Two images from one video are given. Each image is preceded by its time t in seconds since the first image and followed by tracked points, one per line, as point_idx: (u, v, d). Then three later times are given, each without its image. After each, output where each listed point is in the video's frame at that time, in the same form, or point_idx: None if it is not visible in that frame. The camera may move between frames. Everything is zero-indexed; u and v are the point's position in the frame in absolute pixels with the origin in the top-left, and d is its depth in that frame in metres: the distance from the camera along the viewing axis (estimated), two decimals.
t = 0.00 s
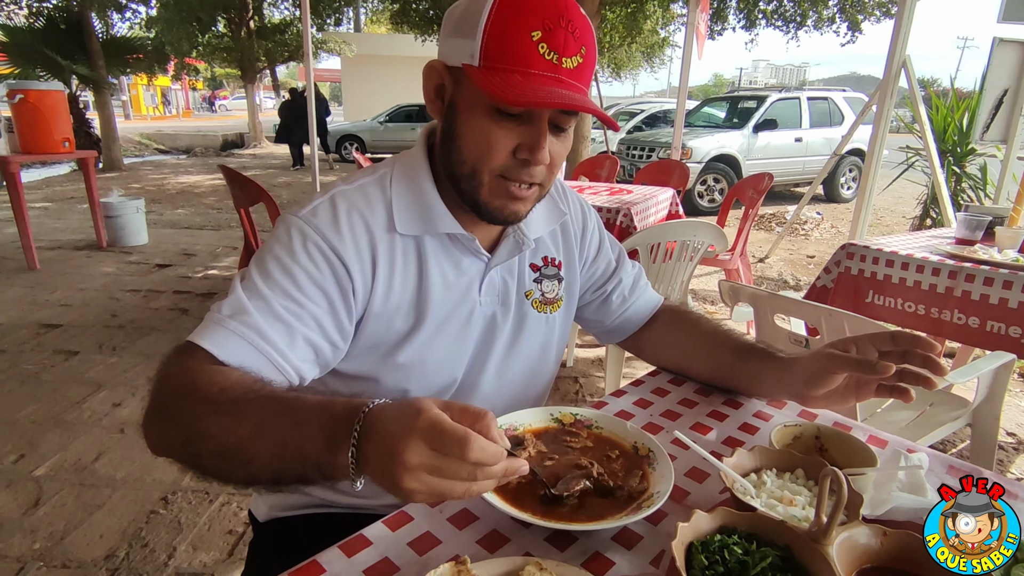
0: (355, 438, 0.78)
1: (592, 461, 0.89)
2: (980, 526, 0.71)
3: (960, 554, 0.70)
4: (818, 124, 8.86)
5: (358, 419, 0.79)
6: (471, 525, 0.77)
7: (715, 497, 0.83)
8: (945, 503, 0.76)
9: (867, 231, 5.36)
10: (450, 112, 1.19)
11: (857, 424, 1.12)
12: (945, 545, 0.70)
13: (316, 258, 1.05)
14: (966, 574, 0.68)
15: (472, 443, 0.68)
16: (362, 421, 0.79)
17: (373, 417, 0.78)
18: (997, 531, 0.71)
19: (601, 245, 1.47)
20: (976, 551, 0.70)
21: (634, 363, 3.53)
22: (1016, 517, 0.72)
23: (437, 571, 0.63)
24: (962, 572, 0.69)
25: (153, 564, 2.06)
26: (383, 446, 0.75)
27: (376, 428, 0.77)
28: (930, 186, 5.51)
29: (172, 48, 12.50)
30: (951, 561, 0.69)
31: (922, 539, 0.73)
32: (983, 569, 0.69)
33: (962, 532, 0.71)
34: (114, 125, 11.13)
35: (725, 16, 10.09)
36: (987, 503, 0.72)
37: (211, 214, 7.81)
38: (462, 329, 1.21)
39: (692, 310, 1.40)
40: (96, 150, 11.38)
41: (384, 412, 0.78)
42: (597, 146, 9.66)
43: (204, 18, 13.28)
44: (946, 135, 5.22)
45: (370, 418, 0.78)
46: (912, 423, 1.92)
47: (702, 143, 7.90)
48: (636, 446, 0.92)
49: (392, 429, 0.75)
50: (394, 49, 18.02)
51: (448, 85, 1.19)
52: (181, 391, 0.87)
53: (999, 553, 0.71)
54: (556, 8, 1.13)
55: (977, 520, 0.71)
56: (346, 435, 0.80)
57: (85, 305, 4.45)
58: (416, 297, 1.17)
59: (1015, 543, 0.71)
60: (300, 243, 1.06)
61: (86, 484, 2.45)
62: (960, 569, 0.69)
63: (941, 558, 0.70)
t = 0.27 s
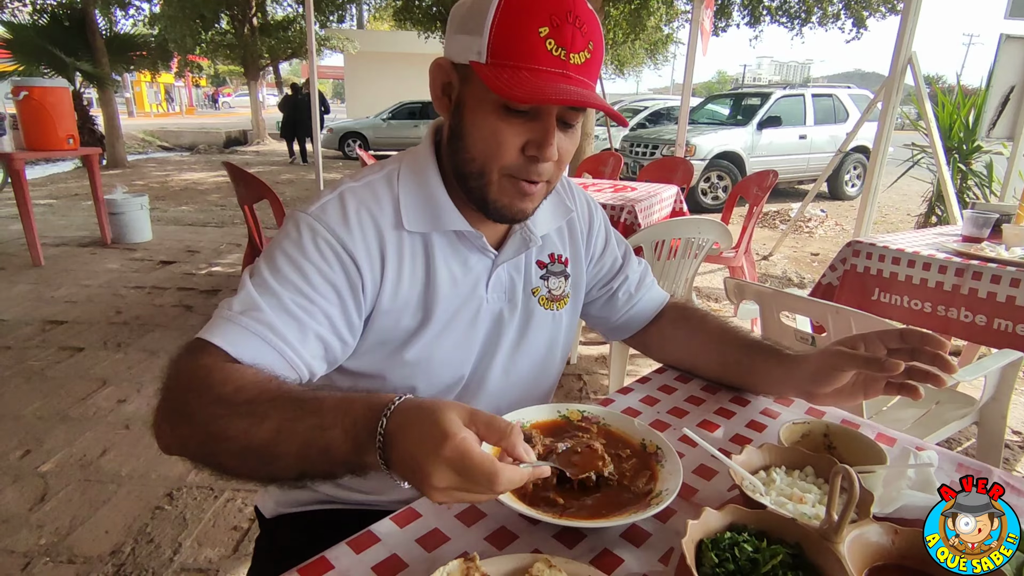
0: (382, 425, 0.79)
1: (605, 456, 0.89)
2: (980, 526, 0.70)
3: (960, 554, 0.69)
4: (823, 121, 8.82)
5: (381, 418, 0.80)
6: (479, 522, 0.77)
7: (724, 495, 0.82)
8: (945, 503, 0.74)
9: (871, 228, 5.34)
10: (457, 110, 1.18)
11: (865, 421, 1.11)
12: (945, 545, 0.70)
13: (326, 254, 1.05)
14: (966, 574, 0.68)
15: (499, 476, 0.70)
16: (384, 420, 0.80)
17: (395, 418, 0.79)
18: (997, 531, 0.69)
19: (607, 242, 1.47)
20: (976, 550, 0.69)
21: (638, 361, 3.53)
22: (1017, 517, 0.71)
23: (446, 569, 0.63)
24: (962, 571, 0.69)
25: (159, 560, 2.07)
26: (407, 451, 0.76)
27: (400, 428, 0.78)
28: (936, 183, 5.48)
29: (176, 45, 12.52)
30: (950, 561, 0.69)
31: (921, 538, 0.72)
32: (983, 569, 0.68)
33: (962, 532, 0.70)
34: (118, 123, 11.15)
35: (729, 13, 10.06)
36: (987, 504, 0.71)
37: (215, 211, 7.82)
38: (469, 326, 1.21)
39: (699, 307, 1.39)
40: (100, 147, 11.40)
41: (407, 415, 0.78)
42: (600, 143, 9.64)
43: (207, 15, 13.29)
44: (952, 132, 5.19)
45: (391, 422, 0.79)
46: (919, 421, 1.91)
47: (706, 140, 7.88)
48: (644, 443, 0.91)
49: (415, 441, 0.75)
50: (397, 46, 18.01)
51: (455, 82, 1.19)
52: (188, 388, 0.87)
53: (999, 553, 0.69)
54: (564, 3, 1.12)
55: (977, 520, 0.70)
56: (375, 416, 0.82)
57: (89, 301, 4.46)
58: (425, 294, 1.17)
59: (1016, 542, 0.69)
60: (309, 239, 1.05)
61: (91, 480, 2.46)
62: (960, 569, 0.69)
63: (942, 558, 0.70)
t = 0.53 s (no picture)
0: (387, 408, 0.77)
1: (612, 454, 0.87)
2: (979, 526, 0.68)
3: (960, 554, 0.68)
4: (828, 117, 8.77)
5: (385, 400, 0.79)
6: (481, 520, 0.75)
7: (731, 493, 0.81)
8: (944, 502, 0.72)
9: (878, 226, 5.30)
10: (461, 99, 1.17)
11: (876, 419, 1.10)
12: (946, 545, 0.68)
13: (329, 246, 1.04)
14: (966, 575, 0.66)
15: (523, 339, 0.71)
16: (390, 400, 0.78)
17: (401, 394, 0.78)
18: (998, 532, 0.68)
19: (611, 237, 1.45)
20: (976, 551, 0.67)
21: (642, 358, 3.51)
22: (1017, 517, 0.69)
23: (446, 568, 0.62)
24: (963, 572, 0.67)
25: (162, 555, 2.06)
26: (426, 397, 0.75)
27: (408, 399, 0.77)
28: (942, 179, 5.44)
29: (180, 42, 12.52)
30: (951, 561, 0.68)
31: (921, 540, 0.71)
32: (983, 570, 0.66)
33: (962, 532, 0.68)
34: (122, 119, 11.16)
35: (735, 9, 9.99)
36: (987, 504, 0.69)
37: (219, 207, 7.82)
38: (472, 322, 1.19)
39: (704, 303, 1.37)
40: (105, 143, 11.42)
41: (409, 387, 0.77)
42: (604, 139, 9.60)
43: (211, 12, 13.29)
44: (959, 129, 5.15)
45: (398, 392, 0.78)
46: (926, 419, 1.88)
47: (711, 136, 7.84)
48: (649, 441, 0.90)
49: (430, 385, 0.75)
50: (401, 43, 17.97)
51: (458, 72, 1.18)
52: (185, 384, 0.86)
53: (998, 553, 0.67)
54: None
55: (977, 520, 0.69)
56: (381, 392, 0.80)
57: (93, 297, 4.47)
58: (427, 288, 1.16)
59: (1015, 543, 0.67)
60: (312, 231, 1.04)
61: (95, 476, 2.46)
62: (960, 569, 0.67)
63: (942, 558, 0.68)
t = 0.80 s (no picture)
0: (407, 433, 0.74)
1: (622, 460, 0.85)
2: (980, 526, 0.68)
3: (961, 555, 0.67)
4: (834, 115, 8.70)
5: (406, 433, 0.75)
6: (482, 523, 0.73)
7: (739, 496, 0.79)
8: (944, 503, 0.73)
9: (884, 224, 5.26)
10: (461, 90, 1.14)
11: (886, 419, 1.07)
12: (945, 545, 0.68)
13: (331, 242, 1.02)
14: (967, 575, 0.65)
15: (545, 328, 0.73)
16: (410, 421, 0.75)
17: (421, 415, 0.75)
18: (998, 531, 0.68)
19: (615, 233, 1.43)
20: (976, 551, 0.67)
21: (647, 356, 3.49)
22: (1017, 518, 0.69)
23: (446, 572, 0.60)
24: (963, 572, 0.66)
25: (162, 553, 2.05)
26: (451, 409, 0.73)
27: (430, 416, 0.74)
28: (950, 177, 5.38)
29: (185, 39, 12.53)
30: (951, 561, 0.67)
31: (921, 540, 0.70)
32: (984, 570, 0.65)
33: (962, 531, 0.68)
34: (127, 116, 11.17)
35: (740, 6, 9.93)
36: (987, 503, 0.70)
37: (223, 204, 7.82)
38: (474, 320, 1.17)
39: (710, 300, 1.35)
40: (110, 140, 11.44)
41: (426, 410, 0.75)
42: (609, 137, 9.56)
43: (216, 9, 13.29)
44: (968, 126, 5.09)
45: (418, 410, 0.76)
46: (936, 420, 1.85)
47: (716, 133, 7.79)
48: (654, 442, 0.87)
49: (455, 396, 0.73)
50: (405, 40, 17.94)
51: (457, 62, 1.15)
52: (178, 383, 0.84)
53: (999, 553, 0.66)
54: None
55: (977, 520, 0.69)
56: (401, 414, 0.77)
57: (97, 293, 4.46)
58: (429, 286, 1.14)
59: (1016, 543, 0.67)
60: (313, 228, 1.02)
61: (96, 472, 2.45)
62: (960, 569, 0.66)
63: (942, 558, 0.67)
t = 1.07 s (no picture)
0: (377, 459, 0.73)
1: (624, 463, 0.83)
2: (980, 526, 0.66)
3: (961, 554, 0.67)
4: (841, 114, 8.65)
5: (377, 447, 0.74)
6: (485, 529, 0.72)
7: (749, 503, 0.77)
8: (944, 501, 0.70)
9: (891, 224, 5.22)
10: (467, 88, 1.12)
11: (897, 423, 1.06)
12: (945, 545, 0.67)
13: (326, 242, 1.00)
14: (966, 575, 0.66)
15: (519, 425, 0.66)
16: (379, 450, 0.73)
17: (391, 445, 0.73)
18: (997, 532, 0.66)
19: (622, 233, 1.41)
20: (975, 550, 0.66)
21: (651, 356, 3.47)
22: (1017, 517, 0.67)
23: None
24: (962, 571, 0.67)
25: (163, 553, 2.04)
26: (411, 463, 0.70)
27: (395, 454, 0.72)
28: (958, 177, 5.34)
29: (190, 37, 12.55)
30: (951, 561, 0.67)
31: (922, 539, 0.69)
32: (983, 569, 0.66)
33: (962, 532, 0.66)
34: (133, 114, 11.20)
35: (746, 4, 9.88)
36: (988, 503, 0.66)
37: (227, 203, 7.83)
38: (476, 320, 1.15)
39: (718, 301, 1.33)
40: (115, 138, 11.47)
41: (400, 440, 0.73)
42: (613, 136, 9.53)
43: (222, 7, 13.31)
44: (976, 126, 5.05)
45: (388, 443, 0.73)
46: (945, 422, 1.83)
47: (722, 133, 7.75)
48: (662, 446, 0.85)
49: (418, 448, 0.70)
50: (409, 39, 17.94)
51: (464, 59, 1.13)
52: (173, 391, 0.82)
53: (999, 553, 0.66)
54: None
55: (977, 521, 0.67)
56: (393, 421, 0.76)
57: (101, 291, 4.47)
58: (430, 286, 1.12)
59: (1016, 543, 0.66)
60: (307, 227, 1.00)
61: (99, 471, 2.45)
62: (960, 569, 0.67)
63: (942, 558, 0.67)
